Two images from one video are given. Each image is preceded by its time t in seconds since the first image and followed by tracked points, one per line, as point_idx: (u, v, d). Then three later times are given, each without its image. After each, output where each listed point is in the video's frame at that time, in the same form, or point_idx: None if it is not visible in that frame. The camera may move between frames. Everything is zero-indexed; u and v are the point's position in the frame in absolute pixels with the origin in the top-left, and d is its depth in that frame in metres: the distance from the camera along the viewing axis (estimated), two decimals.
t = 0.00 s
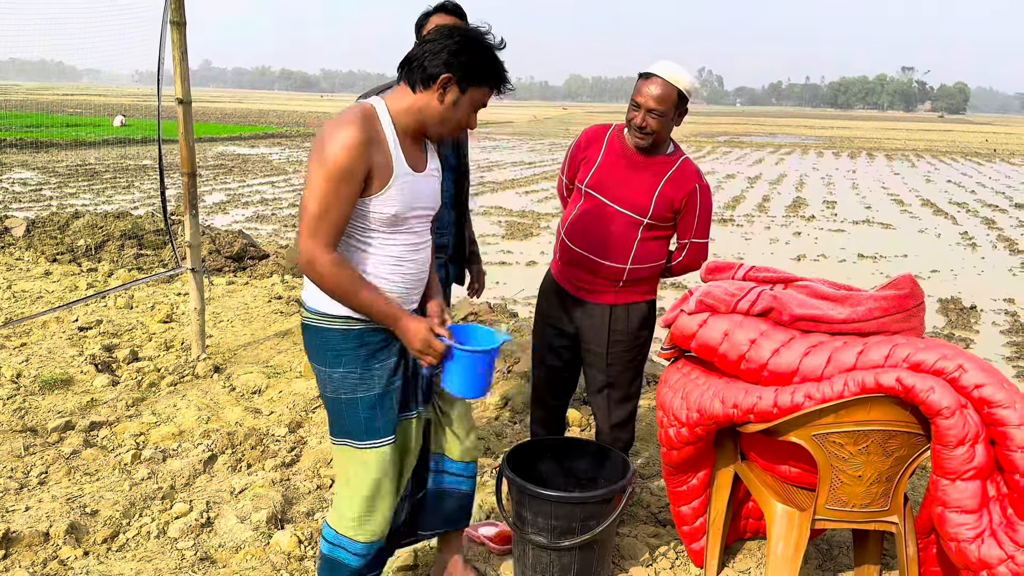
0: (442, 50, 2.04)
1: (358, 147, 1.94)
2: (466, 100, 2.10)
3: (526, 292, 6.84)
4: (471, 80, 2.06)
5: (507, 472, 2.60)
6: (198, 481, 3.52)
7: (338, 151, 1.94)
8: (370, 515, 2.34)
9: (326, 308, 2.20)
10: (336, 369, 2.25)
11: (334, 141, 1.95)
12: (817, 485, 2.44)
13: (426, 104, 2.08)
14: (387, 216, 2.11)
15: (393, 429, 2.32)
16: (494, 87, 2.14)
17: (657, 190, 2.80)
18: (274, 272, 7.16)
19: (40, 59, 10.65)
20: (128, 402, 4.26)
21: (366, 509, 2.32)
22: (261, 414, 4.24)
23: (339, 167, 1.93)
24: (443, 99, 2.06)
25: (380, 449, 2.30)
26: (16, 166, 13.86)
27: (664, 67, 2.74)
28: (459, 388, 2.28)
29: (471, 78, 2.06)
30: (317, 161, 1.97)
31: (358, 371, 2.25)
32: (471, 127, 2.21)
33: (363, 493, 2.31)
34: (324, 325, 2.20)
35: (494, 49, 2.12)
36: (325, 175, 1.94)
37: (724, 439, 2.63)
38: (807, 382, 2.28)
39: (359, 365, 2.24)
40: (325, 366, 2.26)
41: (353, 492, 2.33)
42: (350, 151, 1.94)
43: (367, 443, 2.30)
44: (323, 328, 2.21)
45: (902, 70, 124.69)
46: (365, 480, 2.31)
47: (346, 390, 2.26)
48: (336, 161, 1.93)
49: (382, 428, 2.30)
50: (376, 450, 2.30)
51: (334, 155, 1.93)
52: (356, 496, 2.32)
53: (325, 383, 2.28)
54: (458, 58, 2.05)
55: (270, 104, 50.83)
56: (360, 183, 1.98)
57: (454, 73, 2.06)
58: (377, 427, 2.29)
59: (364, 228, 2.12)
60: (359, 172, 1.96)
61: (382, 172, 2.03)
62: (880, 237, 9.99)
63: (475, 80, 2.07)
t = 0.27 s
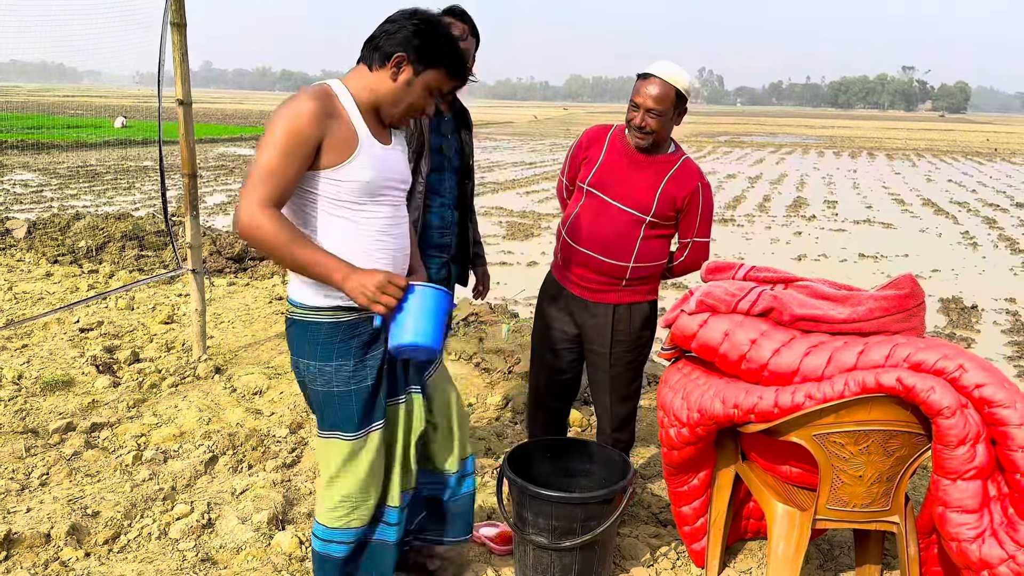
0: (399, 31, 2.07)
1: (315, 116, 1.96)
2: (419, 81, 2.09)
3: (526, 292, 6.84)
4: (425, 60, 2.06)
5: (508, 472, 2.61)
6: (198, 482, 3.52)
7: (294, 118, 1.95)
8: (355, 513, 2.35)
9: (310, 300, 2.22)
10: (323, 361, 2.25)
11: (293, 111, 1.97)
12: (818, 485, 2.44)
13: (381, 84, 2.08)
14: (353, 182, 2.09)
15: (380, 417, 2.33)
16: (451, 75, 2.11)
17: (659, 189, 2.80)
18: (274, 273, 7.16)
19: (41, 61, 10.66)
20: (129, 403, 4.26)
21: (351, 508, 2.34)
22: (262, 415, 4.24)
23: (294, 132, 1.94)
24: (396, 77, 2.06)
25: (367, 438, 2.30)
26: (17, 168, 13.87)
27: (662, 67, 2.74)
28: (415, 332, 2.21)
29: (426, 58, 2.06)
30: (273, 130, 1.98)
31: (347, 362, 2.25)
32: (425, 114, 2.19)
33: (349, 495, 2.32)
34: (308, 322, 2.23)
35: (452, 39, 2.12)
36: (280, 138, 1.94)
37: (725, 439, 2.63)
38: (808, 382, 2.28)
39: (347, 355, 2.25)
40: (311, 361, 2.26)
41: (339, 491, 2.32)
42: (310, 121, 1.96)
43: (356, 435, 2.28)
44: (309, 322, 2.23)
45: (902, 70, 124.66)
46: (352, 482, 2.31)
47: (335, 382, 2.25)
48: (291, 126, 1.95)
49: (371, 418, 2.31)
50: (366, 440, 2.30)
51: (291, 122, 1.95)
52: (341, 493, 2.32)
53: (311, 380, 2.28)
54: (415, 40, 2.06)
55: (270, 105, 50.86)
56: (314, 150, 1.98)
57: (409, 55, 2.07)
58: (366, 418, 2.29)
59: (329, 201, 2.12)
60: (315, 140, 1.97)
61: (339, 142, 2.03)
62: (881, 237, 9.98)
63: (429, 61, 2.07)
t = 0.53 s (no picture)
0: (349, 24, 2.10)
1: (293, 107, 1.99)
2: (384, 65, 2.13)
3: (528, 293, 6.84)
4: (384, 43, 2.10)
5: (510, 473, 2.61)
6: (201, 483, 3.52)
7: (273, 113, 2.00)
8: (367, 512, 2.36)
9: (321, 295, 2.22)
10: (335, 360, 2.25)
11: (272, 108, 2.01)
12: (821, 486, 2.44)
13: (346, 76, 2.11)
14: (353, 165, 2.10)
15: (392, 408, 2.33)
16: (410, 50, 2.15)
17: (662, 189, 2.80)
18: (276, 274, 7.17)
19: (43, 63, 10.68)
20: (131, 404, 4.27)
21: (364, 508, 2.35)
22: (264, 415, 4.24)
23: (273, 122, 1.97)
24: (359, 65, 2.09)
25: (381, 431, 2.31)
26: (20, 169, 13.90)
27: (662, 67, 2.74)
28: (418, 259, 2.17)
29: (383, 40, 2.09)
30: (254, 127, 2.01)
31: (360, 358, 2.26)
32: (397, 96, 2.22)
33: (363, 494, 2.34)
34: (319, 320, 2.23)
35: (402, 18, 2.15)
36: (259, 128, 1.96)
37: (727, 439, 2.63)
38: (810, 383, 2.27)
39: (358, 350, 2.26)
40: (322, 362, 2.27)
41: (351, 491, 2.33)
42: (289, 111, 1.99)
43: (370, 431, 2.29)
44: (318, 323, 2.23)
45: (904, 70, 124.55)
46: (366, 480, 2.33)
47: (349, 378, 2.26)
48: (270, 118, 1.97)
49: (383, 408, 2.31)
50: (378, 436, 2.31)
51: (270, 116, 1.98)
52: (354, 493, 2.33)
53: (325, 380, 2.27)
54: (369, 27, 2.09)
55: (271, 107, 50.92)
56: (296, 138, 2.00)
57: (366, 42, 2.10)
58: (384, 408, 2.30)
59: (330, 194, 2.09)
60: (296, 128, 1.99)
61: (322, 131, 2.04)
62: (883, 237, 9.97)
63: (388, 42, 2.10)
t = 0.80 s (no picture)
0: (326, 34, 2.15)
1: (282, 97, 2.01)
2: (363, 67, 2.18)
3: (531, 293, 6.83)
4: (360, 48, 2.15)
5: (512, 473, 2.61)
6: (204, 483, 3.52)
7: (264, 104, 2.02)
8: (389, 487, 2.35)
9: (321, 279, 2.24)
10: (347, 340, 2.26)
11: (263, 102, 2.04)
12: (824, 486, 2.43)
13: (328, 78, 2.14)
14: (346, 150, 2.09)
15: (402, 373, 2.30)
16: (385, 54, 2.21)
17: (666, 189, 2.79)
18: (279, 275, 7.17)
19: (47, 65, 10.71)
20: (134, 405, 4.27)
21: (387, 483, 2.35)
22: (267, 416, 4.25)
23: (264, 110, 1.99)
24: (340, 67, 2.13)
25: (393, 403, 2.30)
26: (23, 170, 13.93)
27: (663, 67, 2.73)
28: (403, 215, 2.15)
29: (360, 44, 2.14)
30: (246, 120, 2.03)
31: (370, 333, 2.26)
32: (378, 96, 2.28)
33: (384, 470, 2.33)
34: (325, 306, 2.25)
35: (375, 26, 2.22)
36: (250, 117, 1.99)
37: (730, 440, 2.62)
38: (813, 383, 2.27)
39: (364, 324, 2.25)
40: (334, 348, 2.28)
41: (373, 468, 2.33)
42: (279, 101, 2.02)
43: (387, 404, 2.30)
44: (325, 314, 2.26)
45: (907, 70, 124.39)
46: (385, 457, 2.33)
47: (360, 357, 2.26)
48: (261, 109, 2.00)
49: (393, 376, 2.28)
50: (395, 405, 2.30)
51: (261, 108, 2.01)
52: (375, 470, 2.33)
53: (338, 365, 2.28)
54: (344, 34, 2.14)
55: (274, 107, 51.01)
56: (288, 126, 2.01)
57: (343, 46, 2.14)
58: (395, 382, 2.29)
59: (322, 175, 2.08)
60: (287, 115, 2.00)
61: (313, 119, 2.06)
62: (886, 237, 9.95)
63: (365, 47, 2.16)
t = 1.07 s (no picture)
0: (315, 43, 2.15)
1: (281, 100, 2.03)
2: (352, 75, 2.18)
3: (534, 294, 6.84)
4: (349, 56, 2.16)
5: (516, 474, 2.61)
6: (208, 484, 3.53)
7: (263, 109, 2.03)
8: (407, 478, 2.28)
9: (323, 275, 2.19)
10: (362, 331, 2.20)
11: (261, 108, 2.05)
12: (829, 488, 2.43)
13: (318, 86, 2.15)
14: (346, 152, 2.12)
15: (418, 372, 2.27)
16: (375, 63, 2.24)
17: (669, 190, 2.79)
18: (283, 276, 7.19)
19: (51, 66, 10.74)
20: (139, 406, 4.28)
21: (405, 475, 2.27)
22: (271, 417, 4.25)
23: (266, 113, 1.99)
24: (332, 75, 2.14)
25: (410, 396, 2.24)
26: (28, 171, 13.97)
27: (664, 68, 2.73)
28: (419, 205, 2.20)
29: (349, 53, 2.16)
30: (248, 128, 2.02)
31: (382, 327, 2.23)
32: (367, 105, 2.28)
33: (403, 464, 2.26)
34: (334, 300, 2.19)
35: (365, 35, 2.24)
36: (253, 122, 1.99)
37: (734, 442, 2.62)
38: (817, 385, 2.27)
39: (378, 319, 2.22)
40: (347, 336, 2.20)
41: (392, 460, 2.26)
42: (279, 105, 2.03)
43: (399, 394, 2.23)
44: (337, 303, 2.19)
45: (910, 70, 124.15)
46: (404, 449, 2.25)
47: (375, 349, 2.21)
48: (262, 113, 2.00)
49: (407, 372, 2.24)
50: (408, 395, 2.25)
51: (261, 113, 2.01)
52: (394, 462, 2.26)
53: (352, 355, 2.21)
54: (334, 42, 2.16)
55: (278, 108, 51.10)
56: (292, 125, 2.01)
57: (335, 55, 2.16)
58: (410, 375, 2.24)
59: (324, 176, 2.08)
60: (290, 114, 2.02)
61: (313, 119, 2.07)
62: (890, 237, 9.94)
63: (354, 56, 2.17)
